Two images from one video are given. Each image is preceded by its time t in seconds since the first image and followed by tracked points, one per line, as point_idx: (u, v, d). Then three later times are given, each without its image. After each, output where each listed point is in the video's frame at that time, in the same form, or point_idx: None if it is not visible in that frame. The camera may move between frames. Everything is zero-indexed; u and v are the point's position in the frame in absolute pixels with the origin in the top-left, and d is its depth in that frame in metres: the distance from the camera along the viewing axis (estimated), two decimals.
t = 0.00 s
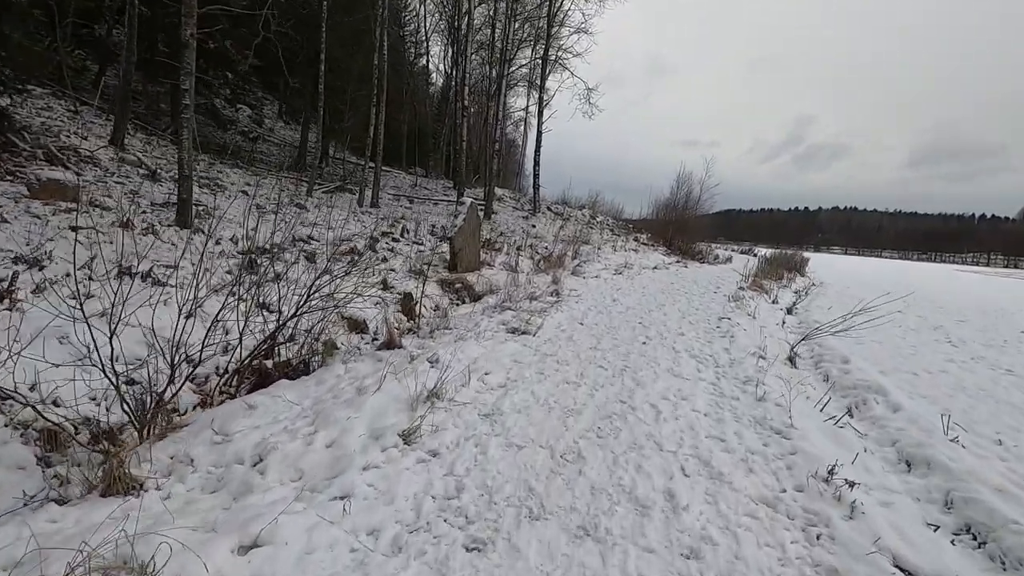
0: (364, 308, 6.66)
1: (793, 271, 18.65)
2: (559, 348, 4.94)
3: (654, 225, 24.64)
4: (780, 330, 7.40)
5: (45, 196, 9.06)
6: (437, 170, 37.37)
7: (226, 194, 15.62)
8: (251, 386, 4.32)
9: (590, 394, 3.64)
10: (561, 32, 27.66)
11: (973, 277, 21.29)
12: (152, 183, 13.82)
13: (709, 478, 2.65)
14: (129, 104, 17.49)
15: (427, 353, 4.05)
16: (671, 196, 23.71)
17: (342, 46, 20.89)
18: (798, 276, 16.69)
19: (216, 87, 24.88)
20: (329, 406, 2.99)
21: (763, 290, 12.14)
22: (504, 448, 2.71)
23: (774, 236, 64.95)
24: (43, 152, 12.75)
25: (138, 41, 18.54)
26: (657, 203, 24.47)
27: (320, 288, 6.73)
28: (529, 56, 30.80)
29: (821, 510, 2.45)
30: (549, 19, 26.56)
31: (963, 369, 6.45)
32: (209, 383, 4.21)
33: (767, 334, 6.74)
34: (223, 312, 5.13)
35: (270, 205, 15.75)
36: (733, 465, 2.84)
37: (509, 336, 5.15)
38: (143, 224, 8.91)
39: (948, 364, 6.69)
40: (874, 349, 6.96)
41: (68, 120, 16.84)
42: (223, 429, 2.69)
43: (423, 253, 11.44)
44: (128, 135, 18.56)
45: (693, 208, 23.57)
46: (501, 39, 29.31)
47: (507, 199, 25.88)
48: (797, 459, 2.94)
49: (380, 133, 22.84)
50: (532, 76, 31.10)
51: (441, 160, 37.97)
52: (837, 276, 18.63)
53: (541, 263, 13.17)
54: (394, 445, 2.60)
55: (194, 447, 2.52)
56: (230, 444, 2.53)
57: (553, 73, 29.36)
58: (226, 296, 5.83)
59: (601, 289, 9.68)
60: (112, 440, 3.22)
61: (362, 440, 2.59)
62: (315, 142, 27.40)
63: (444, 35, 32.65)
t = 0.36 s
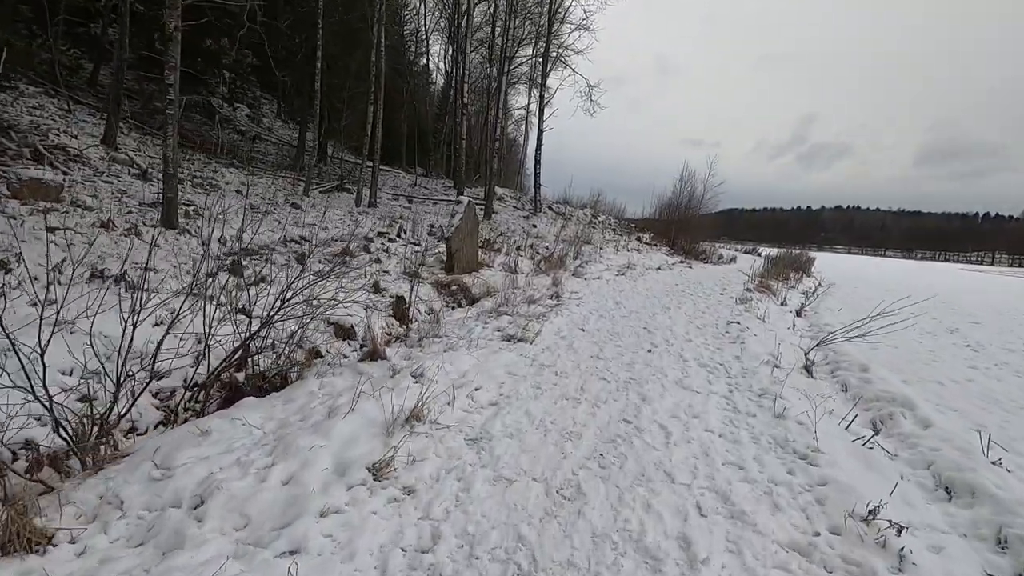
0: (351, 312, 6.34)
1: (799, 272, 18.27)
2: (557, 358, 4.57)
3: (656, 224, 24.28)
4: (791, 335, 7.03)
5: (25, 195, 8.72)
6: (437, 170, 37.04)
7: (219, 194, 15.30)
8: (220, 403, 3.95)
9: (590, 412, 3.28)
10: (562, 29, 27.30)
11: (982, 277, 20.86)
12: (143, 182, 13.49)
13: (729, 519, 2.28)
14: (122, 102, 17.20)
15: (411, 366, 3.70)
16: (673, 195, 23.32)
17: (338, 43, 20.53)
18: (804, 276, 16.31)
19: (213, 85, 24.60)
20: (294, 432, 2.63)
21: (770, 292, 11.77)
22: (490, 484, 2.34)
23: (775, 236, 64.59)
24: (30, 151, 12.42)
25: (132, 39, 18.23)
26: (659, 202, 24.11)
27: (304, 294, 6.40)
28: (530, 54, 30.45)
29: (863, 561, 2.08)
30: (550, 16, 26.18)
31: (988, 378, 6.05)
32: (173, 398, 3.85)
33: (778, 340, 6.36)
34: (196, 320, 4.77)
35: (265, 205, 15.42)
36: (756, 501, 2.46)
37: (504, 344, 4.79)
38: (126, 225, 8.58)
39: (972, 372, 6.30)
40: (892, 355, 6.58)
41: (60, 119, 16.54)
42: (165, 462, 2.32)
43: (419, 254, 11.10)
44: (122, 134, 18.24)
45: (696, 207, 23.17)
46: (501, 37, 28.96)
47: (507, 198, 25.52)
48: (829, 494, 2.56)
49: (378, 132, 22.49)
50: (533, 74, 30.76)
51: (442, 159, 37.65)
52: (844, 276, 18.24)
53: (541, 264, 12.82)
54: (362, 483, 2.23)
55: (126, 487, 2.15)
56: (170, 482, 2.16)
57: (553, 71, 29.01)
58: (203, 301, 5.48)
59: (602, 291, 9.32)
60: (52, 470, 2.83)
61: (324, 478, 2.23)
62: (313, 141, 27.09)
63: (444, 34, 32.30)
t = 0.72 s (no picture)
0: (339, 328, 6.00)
1: (813, 273, 17.74)
2: (559, 378, 4.17)
3: (665, 226, 23.81)
4: (811, 346, 6.59)
5: (12, 202, 8.46)
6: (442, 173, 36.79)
7: (219, 200, 15.07)
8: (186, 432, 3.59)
9: (595, 447, 2.89)
10: (568, 29, 26.91)
11: (1005, 277, 20.19)
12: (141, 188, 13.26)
13: None
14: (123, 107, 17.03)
15: (393, 392, 3.34)
16: (682, 196, 22.85)
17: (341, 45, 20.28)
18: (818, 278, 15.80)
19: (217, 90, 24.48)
20: (246, 481, 2.27)
21: (785, 296, 11.32)
22: (473, 552, 1.96)
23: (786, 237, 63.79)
24: (26, 157, 12.23)
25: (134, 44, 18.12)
26: (668, 203, 23.65)
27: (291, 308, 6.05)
28: (536, 55, 30.09)
29: None
30: (556, 15, 25.80)
31: None
32: (134, 426, 3.48)
33: (799, 353, 5.92)
34: (168, 337, 4.43)
35: (265, 210, 15.16)
36: (791, 566, 2.07)
37: (501, 362, 4.40)
38: (116, 232, 8.30)
39: (1011, 385, 5.84)
40: (921, 366, 6.13)
41: (61, 125, 16.41)
42: (84, 523, 1.96)
43: (420, 260, 10.77)
44: (123, 139, 18.09)
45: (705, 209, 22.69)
46: (507, 37, 28.63)
47: (513, 201, 25.18)
48: (879, 556, 2.16)
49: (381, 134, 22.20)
50: (539, 74, 30.38)
51: (448, 162, 37.39)
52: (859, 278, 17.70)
53: (547, 269, 12.45)
54: (318, 554, 1.86)
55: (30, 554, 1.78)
56: (81, 553, 1.79)
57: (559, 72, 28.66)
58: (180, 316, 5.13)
59: (610, 298, 8.91)
60: None
61: (271, 546, 1.87)
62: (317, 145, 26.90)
63: (450, 35, 32.04)
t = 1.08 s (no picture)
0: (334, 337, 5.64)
1: (832, 272, 17.15)
2: (568, 392, 3.75)
3: (677, 225, 23.30)
4: (841, 353, 6.11)
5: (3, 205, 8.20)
6: (451, 173, 36.48)
7: (222, 202, 14.83)
8: (153, 456, 3.20)
9: (609, 480, 2.50)
10: (577, 25, 26.44)
11: None
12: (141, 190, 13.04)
13: None
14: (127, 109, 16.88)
15: (378, 414, 2.95)
16: (695, 194, 22.32)
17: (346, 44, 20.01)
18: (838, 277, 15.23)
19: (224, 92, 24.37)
20: (187, 535, 1.90)
21: (805, 297, 10.81)
22: None
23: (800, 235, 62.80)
24: (25, 159, 12.03)
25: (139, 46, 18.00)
26: (680, 201, 23.12)
27: (283, 316, 5.71)
28: (544, 52, 29.66)
29: None
30: (564, 11, 25.36)
31: None
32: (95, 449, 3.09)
33: (828, 361, 5.46)
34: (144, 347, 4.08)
35: (268, 212, 14.90)
36: None
37: (505, 374, 4.00)
38: (108, 235, 8.01)
39: None
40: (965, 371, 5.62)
41: (66, 128, 16.29)
42: None
43: (424, 261, 10.41)
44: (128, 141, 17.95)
45: (719, 207, 22.13)
46: (515, 35, 28.24)
47: (522, 200, 24.77)
48: None
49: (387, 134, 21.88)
50: (547, 72, 29.93)
51: (456, 162, 37.08)
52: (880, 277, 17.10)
53: (556, 270, 12.02)
54: None
55: None
56: None
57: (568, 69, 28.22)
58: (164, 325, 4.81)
59: (622, 300, 8.47)
60: None
61: None
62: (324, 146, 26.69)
63: (457, 34, 31.72)
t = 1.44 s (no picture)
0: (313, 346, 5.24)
1: (842, 272, 16.69)
2: (563, 410, 3.35)
3: (682, 224, 22.84)
4: (859, 360, 5.68)
5: None
6: (452, 172, 36.08)
7: (215, 201, 14.48)
8: (88, 486, 2.79)
9: (606, 526, 2.11)
10: (580, 21, 26.01)
11: None
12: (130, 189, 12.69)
13: None
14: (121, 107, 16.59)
15: (338, 444, 2.54)
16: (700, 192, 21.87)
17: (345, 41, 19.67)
18: (849, 277, 14.77)
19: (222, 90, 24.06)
20: None
21: (817, 299, 10.37)
22: None
23: (804, 234, 62.22)
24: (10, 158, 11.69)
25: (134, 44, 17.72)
26: (685, 199, 22.68)
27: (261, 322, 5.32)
28: (546, 49, 29.22)
29: None
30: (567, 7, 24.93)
31: None
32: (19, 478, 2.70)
33: (847, 370, 5.03)
34: (96, 358, 3.70)
35: (262, 212, 14.53)
36: None
37: (493, 388, 3.60)
38: (86, 236, 7.65)
39: None
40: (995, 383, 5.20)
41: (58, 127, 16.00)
42: None
43: (419, 262, 10.03)
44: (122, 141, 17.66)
45: (724, 206, 21.68)
46: (517, 31, 27.82)
47: (524, 199, 24.38)
48: None
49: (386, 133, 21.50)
50: (550, 69, 29.49)
51: (458, 160, 36.68)
52: (891, 277, 16.61)
53: (557, 271, 11.62)
54: None
55: None
56: None
57: (570, 66, 27.78)
58: (127, 334, 4.44)
59: (624, 302, 8.06)
60: None
61: None
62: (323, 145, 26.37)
63: (459, 31, 31.32)
